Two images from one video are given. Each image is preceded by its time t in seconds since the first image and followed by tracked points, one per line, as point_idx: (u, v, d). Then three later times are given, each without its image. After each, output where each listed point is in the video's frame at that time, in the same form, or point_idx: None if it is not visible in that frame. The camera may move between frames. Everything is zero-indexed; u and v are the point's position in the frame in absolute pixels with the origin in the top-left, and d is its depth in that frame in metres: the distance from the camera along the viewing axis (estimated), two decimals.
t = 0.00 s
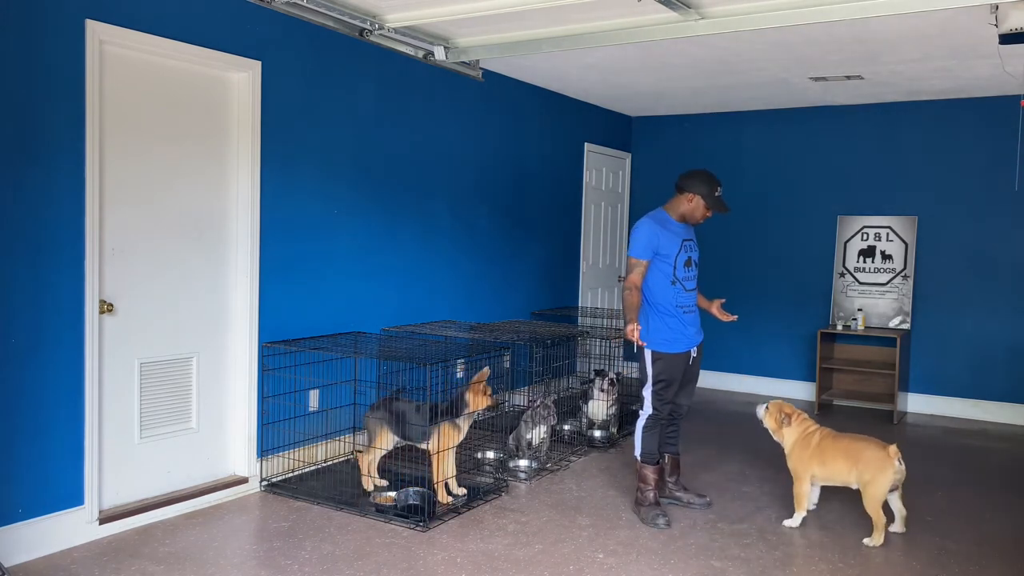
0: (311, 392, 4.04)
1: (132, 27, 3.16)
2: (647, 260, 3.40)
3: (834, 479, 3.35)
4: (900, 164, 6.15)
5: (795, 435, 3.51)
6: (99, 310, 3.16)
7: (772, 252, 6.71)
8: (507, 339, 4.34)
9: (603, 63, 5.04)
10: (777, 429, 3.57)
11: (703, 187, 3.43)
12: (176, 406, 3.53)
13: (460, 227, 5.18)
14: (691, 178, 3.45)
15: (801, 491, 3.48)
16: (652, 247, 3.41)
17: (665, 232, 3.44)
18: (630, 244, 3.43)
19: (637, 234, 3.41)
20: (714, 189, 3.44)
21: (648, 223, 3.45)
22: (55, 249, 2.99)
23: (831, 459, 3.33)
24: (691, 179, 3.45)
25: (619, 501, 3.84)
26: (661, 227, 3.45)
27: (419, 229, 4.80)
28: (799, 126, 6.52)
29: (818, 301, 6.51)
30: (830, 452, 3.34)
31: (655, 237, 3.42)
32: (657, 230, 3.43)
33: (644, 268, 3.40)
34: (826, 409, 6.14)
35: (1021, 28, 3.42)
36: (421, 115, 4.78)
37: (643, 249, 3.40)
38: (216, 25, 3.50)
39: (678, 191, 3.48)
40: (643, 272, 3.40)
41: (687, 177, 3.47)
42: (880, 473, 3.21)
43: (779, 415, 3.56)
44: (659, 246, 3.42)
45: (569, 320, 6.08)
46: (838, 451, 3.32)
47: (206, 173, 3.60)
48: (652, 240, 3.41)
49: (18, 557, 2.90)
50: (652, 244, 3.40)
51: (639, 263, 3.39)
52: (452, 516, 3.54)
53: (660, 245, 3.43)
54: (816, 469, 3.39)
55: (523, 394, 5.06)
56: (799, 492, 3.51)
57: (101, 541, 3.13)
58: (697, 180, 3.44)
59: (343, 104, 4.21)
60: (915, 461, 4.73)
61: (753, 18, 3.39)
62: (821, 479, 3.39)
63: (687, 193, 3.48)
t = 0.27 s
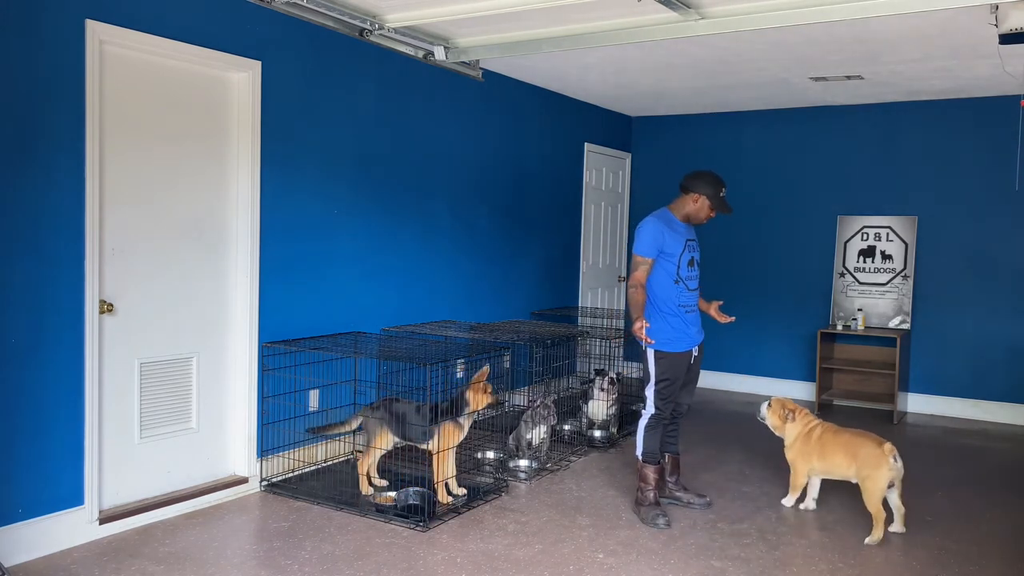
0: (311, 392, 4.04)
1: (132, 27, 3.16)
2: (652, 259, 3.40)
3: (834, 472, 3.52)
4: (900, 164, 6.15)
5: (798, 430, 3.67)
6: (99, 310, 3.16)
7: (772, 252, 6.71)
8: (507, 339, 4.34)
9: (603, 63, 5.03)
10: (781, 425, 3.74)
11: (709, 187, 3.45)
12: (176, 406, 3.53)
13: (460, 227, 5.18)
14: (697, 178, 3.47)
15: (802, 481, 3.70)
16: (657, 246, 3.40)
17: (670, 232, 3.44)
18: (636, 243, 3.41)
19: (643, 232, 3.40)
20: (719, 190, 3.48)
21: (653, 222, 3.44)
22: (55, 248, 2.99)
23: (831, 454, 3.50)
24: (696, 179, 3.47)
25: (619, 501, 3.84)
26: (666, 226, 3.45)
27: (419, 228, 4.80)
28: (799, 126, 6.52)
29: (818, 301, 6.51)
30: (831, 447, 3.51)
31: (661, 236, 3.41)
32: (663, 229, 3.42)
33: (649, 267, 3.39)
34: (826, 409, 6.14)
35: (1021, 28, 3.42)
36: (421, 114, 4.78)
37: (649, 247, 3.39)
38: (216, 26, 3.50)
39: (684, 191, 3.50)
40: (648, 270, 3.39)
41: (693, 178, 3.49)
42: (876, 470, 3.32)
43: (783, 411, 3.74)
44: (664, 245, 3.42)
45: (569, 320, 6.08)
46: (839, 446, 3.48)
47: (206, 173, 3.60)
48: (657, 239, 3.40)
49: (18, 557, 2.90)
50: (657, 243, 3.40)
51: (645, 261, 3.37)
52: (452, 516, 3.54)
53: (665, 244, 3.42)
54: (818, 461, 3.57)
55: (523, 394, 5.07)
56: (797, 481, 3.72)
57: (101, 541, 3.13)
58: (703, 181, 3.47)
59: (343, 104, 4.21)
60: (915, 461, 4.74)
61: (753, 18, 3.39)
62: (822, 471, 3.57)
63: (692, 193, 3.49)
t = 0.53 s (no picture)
0: (311, 392, 4.04)
1: (132, 27, 3.16)
2: (655, 258, 3.40)
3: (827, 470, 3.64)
4: (900, 164, 6.15)
5: (790, 432, 3.78)
6: (99, 310, 3.16)
7: (773, 252, 6.71)
8: (507, 339, 4.34)
9: (604, 62, 5.03)
10: (773, 429, 3.83)
11: (711, 188, 3.47)
12: (176, 406, 3.53)
13: (460, 227, 5.17)
14: (699, 179, 3.49)
15: (798, 481, 3.78)
16: (660, 244, 3.41)
17: (673, 232, 3.46)
18: (639, 240, 3.42)
19: (647, 231, 3.41)
20: (720, 192, 3.50)
21: (657, 220, 3.45)
22: (55, 247, 2.99)
23: (823, 451, 3.62)
24: (698, 181, 3.49)
25: (619, 501, 3.84)
26: (669, 225, 3.46)
27: (419, 228, 4.80)
28: (799, 126, 6.53)
29: (818, 301, 6.51)
30: (823, 446, 3.63)
31: (665, 235, 3.42)
32: (666, 228, 3.44)
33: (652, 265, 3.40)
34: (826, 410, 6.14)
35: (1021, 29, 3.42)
36: (420, 114, 4.78)
37: (653, 245, 3.39)
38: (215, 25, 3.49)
39: (686, 192, 3.52)
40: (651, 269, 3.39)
41: (695, 179, 3.51)
42: (865, 467, 3.48)
43: (773, 415, 3.84)
44: (667, 244, 3.43)
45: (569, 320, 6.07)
46: (830, 445, 3.61)
47: (206, 173, 3.60)
48: (661, 237, 3.41)
49: (18, 557, 2.90)
50: (661, 242, 3.41)
51: (648, 259, 3.37)
52: (452, 516, 3.54)
53: (668, 243, 3.44)
54: (811, 460, 3.68)
55: (523, 394, 5.06)
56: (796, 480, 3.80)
57: (101, 541, 3.13)
58: (704, 183, 3.49)
59: (343, 104, 4.21)
60: (915, 461, 4.74)
61: (753, 18, 3.39)
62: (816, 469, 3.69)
63: (694, 194, 3.51)
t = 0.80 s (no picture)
0: (311, 392, 4.04)
1: (132, 27, 3.16)
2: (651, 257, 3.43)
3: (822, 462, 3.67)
4: (900, 164, 6.15)
5: (784, 425, 3.82)
6: (99, 310, 3.16)
7: (773, 252, 6.71)
8: (507, 339, 4.34)
9: (603, 62, 5.03)
10: (767, 424, 3.88)
11: (713, 193, 3.47)
12: (176, 406, 3.53)
13: (460, 227, 5.18)
14: (703, 183, 3.50)
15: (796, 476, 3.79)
16: (658, 244, 3.43)
17: (672, 233, 3.47)
18: (638, 238, 3.45)
19: (645, 230, 3.44)
20: (723, 198, 3.49)
21: (657, 220, 3.47)
22: (55, 247, 2.99)
23: (817, 442, 3.66)
24: (702, 186, 3.49)
25: (619, 501, 3.84)
26: (668, 226, 3.48)
27: (419, 228, 4.80)
28: (799, 126, 6.53)
29: (818, 301, 6.51)
30: (817, 436, 3.68)
31: (663, 236, 3.44)
32: (665, 229, 3.45)
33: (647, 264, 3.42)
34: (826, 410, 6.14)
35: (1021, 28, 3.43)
36: (420, 114, 4.78)
37: (650, 245, 3.42)
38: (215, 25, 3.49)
39: (689, 196, 3.53)
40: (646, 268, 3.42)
41: (699, 183, 3.51)
42: (858, 453, 3.51)
43: (767, 412, 3.89)
44: (664, 244, 3.45)
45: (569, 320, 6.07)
46: (823, 436, 3.65)
47: (206, 173, 3.61)
48: (659, 237, 3.43)
49: (18, 557, 2.90)
50: (658, 242, 3.43)
51: (644, 258, 3.40)
52: (452, 516, 3.54)
53: (666, 244, 3.45)
54: (806, 451, 3.71)
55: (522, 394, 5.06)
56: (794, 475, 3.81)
57: (101, 541, 3.13)
58: (708, 188, 3.49)
59: (343, 104, 4.21)
60: (915, 461, 4.73)
61: (753, 18, 3.39)
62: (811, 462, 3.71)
63: (697, 198, 3.52)
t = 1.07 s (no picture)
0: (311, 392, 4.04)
1: (132, 27, 3.16)
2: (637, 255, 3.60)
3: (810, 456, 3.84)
4: (900, 164, 6.15)
5: (767, 425, 3.97)
6: (99, 310, 3.17)
7: (773, 252, 6.71)
8: (507, 339, 4.34)
9: (603, 62, 5.03)
10: (751, 425, 4.00)
11: (707, 196, 3.57)
12: (176, 406, 3.53)
13: (460, 227, 5.17)
14: (698, 187, 3.59)
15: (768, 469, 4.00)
16: (644, 242, 3.60)
17: (660, 232, 3.61)
18: (625, 235, 3.63)
19: (631, 229, 3.62)
20: (717, 202, 3.59)
21: (646, 220, 3.64)
22: (55, 247, 2.99)
23: (808, 440, 3.81)
24: (697, 189, 3.59)
25: (619, 501, 3.84)
26: (657, 225, 3.62)
27: (419, 228, 4.80)
28: (799, 126, 6.53)
29: (819, 301, 6.51)
30: (805, 434, 3.83)
31: (649, 234, 3.60)
32: (653, 227, 3.60)
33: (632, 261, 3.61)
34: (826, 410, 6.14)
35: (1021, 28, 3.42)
36: (420, 114, 4.78)
37: (636, 242, 3.60)
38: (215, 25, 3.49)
39: (685, 197, 3.61)
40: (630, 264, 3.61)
41: (695, 186, 3.60)
42: (855, 446, 3.71)
43: (749, 413, 4.01)
44: (651, 243, 3.60)
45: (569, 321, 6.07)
46: (812, 434, 3.81)
47: (206, 173, 3.60)
48: (645, 236, 3.60)
49: (18, 557, 2.90)
50: (644, 239, 3.59)
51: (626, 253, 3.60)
52: (452, 516, 3.54)
53: (653, 242, 3.60)
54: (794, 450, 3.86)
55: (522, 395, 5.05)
56: (764, 468, 4.02)
57: (101, 541, 3.13)
58: (702, 191, 3.58)
59: (343, 104, 4.21)
60: (914, 461, 4.74)
61: (753, 18, 3.40)
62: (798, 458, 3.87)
63: (692, 201, 3.61)
